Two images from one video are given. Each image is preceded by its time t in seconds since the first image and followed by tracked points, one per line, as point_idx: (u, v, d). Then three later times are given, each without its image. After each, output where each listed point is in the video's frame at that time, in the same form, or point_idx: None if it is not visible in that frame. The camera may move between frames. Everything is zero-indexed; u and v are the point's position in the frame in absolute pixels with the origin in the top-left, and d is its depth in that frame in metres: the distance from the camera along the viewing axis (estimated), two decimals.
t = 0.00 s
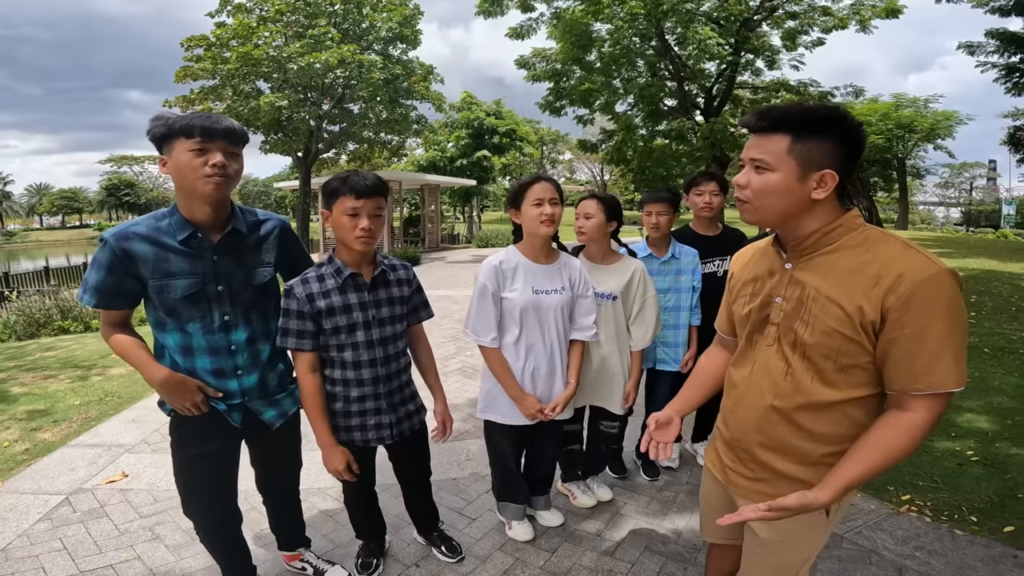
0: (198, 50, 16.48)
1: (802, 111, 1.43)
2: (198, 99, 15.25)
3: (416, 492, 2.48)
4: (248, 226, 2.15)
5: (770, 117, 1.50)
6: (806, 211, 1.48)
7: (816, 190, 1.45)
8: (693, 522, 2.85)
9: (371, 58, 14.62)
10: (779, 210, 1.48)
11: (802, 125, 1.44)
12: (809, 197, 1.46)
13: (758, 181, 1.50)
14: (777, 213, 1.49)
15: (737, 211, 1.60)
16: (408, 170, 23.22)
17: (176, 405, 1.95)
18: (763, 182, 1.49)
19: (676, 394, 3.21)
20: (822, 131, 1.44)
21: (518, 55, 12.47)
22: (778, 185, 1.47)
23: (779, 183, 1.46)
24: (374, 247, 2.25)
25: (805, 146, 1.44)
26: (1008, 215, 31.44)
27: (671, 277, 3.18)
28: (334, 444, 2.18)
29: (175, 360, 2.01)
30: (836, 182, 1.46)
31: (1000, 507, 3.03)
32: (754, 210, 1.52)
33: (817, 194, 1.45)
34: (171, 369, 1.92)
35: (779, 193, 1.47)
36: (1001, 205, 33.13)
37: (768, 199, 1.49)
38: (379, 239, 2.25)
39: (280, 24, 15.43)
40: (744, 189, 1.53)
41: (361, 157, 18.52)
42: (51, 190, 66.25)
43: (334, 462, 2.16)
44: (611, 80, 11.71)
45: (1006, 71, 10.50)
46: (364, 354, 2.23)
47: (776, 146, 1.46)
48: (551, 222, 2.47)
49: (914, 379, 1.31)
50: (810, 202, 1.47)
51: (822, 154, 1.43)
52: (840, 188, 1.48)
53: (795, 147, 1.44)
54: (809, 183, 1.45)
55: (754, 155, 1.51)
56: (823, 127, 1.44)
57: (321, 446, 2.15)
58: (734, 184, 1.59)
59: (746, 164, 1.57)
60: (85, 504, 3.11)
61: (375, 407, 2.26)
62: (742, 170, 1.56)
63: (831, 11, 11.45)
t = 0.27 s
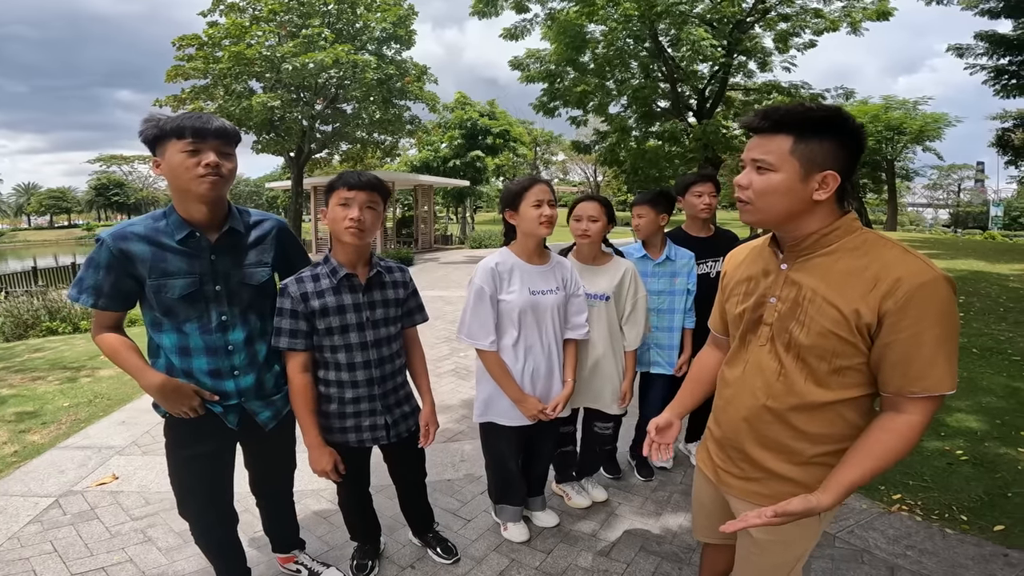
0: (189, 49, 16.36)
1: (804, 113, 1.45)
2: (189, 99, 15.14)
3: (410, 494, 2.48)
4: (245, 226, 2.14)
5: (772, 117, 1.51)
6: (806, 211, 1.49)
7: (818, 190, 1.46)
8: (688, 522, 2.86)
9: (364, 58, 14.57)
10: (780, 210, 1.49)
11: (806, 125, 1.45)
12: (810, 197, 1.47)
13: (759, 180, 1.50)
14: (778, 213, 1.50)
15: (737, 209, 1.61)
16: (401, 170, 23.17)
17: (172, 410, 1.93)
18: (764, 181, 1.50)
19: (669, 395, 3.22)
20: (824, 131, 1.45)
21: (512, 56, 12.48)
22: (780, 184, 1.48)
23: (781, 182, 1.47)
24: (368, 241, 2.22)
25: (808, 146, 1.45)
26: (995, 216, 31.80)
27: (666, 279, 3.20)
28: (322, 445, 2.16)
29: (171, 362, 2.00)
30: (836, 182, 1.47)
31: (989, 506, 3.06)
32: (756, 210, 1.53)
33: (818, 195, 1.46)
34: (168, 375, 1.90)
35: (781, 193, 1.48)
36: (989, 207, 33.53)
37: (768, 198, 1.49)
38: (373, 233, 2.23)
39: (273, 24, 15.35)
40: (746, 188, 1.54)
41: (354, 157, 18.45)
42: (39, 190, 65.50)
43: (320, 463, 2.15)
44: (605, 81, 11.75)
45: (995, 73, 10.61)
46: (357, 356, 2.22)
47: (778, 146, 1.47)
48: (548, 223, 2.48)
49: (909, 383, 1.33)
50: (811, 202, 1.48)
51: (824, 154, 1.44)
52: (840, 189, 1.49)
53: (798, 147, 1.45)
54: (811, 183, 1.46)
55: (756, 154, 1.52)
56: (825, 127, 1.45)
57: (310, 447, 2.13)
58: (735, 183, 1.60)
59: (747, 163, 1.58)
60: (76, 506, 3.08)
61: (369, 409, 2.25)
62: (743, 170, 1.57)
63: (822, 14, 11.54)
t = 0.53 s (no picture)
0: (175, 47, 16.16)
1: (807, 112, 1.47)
2: (175, 98, 14.95)
3: (403, 496, 2.47)
4: (234, 229, 2.12)
5: (775, 113, 1.53)
6: (804, 207, 1.51)
7: (818, 185, 1.47)
8: (680, 522, 2.87)
9: (354, 57, 14.50)
10: (778, 203, 1.50)
11: (809, 123, 1.47)
12: (810, 192, 1.48)
13: (761, 172, 1.51)
14: (777, 206, 1.51)
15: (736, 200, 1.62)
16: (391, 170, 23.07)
17: (164, 414, 1.91)
18: (765, 174, 1.51)
19: (659, 395, 3.24)
20: (829, 131, 1.47)
21: (503, 56, 12.47)
22: (781, 175, 1.49)
23: (782, 173, 1.48)
24: (366, 235, 2.21)
25: (811, 142, 1.47)
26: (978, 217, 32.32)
27: (655, 280, 3.22)
28: (309, 447, 2.14)
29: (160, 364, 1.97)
30: (836, 180, 1.48)
31: (975, 503, 3.11)
32: (754, 201, 1.54)
33: (818, 189, 1.47)
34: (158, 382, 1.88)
35: (780, 184, 1.49)
36: (971, 207, 34.09)
37: (767, 189, 1.51)
38: (371, 228, 2.21)
39: (261, 22, 15.21)
40: (746, 180, 1.55)
41: (343, 157, 18.34)
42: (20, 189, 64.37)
43: (308, 465, 2.13)
44: (595, 82, 11.79)
45: (978, 75, 10.80)
46: (349, 359, 2.21)
47: (782, 140, 1.49)
48: (541, 225, 2.49)
49: (895, 387, 1.34)
50: (811, 196, 1.49)
51: (826, 150, 1.46)
52: (838, 189, 1.51)
53: (802, 141, 1.47)
54: (811, 178, 1.47)
55: (759, 147, 1.53)
56: (827, 127, 1.47)
57: (297, 449, 2.11)
58: (735, 175, 1.62)
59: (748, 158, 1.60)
60: (61, 511, 3.02)
61: (359, 412, 2.23)
62: (743, 163, 1.59)
63: (810, 16, 11.66)
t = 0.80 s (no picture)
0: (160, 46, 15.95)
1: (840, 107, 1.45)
2: (160, 97, 14.75)
3: (394, 502, 2.44)
4: (214, 233, 2.09)
5: (807, 109, 1.51)
6: (828, 205, 1.49)
7: (846, 182, 1.45)
8: (673, 523, 2.88)
9: (343, 57, 14.42)
10: (800, 196, 1.49)
11: (840, 118, 1.45)
12: (837, 189, 1.46)
13: (786, 164, 1.50)
14: (801, 200, 1.49)
15: (754, 193, 1.60)
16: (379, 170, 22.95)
17: (147, 422, 1.87)
18: (790, 166, 1.49)
19: (650, 398, 3.24)
20: (861, 127, 1.45)
21: (493, 57, 12.46)
22: (807, 167, 1.46)
23: (807, 166, 1.46)
24: (359, 236, 2.18)
25: (841, 138, 1.44)
26: (960, 217, 32.82)
27: (646, 282, 3.22)
28: (305, 451, 2.13)
29: (140, 371, 1.92)
30: (867, 179, 1.46)
31: (962, 502, 3.15)
32: (775, 194, 1.52)
33: (845, 187, 1.45)
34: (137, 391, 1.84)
35: (807, 175, 1.46)
36: (953, 208, 34.62)
37: (791, 182, 1.49)
38: (364, 228, 2.18)
39: (249, 22, 15.05)
40: (769, 172, 1.53)
41: (330, 157, 18.20)
42: None
43: (304, 467, 2.12)
44: (584, 83, 11.83)
45: (961, 77, 10.96)
46: (341, 365, 2.18)
47: (811, 133, 1.47)
48: (531, 227, 2.48)
49: (903, 408, 1.31)
50: (838, 194, 1.47)
51: (861, 146, 1.42)
52: (865, 192, 1.49)
53: (833, 135, 1.45)
54: (841, 174, 1.45)
55: (785, 140, 1.52)
56: (860, 124, 1.45)
57: (293, 452, 2.10)
58: (758, 166, 1.59)
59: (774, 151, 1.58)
60: (44, 517, 2.96)
61: (350, 418, 2.21)
62: (770, 155, 1.57)
63: (797, 18, 11.77)
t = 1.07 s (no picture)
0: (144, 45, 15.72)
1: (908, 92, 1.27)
2: (143, 97, 14.52)
3: (386, 507, 2.42)
4: (184, 236, 2.05)
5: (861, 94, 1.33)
6: (891, 207, 1.30)
7: (911, 182, 1.27)
8: (666, 525, 2.88)
9: (330, 57, 14.31)
10: (862, 198, 1.29)
11: (907, 106, 1.27)
12: (902, 191, 1.28)
13: (840, 161, 1.29)
14: (861, 203, 1.29)
15: (797, 194, 1.39)
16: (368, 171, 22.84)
17: (120, 436, 1.83)
18: (848, 163, 1.28)
19: (642, 399, 3.25)
20: (922, 117, 1.28)
21: (482, 58, 12.44)
22: (866, 166, 1.27)
23: (868, 165, 1.27)
24: (342, 237, 2.14)
25: (904, 129, 1.27)
26: (941, 218, 33.39)
27: (637, 284, 3.21)
28: (292, 455, 2.11)
29: (108, 381, 1.87)
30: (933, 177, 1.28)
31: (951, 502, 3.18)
32: (831, 197, 1.31)
33: (911, 187, 1.27)
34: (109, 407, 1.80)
35: (867, 175, 1.27)
36: (934, 209, 35.21)
37: (849, 182, 1.28)
38: (348, 230, 2.15)
39: (235, 21, 14.85)
40: (822, 171, 1.31)
41: (317, 158, 18.05)
42: None
43: (291, 472, 2.10)
44: (573, 84, 11.86)
45: (942, 79, 11.15)
46: (326, 370, 2.15)
47: (870, 124, 1.29)
48: (519, 228, 2.46)
49: (975, 441, 1.16)
50: (901, 196, 1.29)
51: (924, 139, 1.26)
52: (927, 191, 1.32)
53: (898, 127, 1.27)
54: (906, 172, 1.27)
55: (833, 132, 1.32)
56: (926, 113, 1.27)
57: (279, 456, 2.09)
58: (797, 166, 1.39)
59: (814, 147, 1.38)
60: (25, 524, 2.89)
61: (337, 423, 2.18)
62: (814, 150, 1.36)
63: (783, 20, 11.88)
